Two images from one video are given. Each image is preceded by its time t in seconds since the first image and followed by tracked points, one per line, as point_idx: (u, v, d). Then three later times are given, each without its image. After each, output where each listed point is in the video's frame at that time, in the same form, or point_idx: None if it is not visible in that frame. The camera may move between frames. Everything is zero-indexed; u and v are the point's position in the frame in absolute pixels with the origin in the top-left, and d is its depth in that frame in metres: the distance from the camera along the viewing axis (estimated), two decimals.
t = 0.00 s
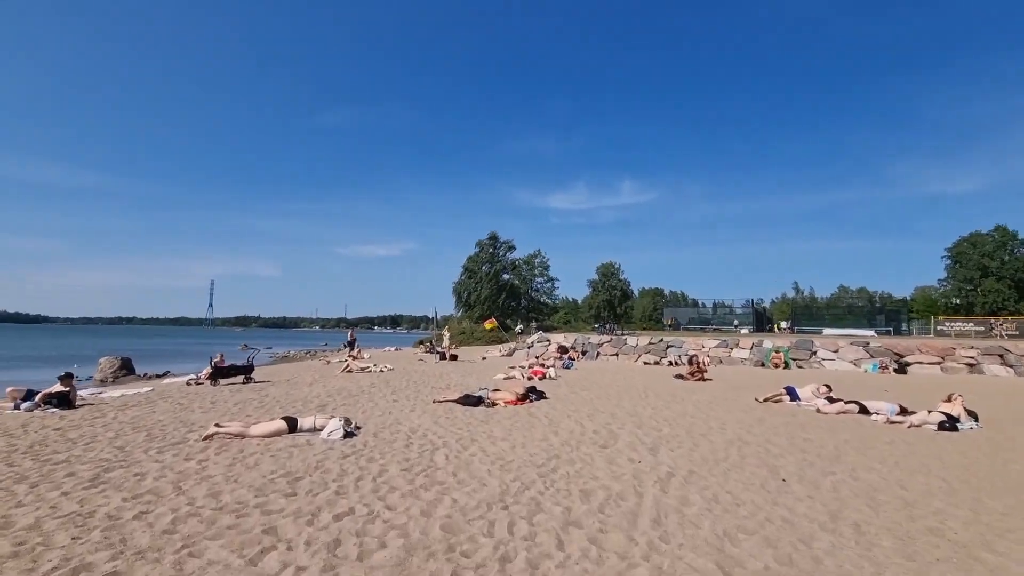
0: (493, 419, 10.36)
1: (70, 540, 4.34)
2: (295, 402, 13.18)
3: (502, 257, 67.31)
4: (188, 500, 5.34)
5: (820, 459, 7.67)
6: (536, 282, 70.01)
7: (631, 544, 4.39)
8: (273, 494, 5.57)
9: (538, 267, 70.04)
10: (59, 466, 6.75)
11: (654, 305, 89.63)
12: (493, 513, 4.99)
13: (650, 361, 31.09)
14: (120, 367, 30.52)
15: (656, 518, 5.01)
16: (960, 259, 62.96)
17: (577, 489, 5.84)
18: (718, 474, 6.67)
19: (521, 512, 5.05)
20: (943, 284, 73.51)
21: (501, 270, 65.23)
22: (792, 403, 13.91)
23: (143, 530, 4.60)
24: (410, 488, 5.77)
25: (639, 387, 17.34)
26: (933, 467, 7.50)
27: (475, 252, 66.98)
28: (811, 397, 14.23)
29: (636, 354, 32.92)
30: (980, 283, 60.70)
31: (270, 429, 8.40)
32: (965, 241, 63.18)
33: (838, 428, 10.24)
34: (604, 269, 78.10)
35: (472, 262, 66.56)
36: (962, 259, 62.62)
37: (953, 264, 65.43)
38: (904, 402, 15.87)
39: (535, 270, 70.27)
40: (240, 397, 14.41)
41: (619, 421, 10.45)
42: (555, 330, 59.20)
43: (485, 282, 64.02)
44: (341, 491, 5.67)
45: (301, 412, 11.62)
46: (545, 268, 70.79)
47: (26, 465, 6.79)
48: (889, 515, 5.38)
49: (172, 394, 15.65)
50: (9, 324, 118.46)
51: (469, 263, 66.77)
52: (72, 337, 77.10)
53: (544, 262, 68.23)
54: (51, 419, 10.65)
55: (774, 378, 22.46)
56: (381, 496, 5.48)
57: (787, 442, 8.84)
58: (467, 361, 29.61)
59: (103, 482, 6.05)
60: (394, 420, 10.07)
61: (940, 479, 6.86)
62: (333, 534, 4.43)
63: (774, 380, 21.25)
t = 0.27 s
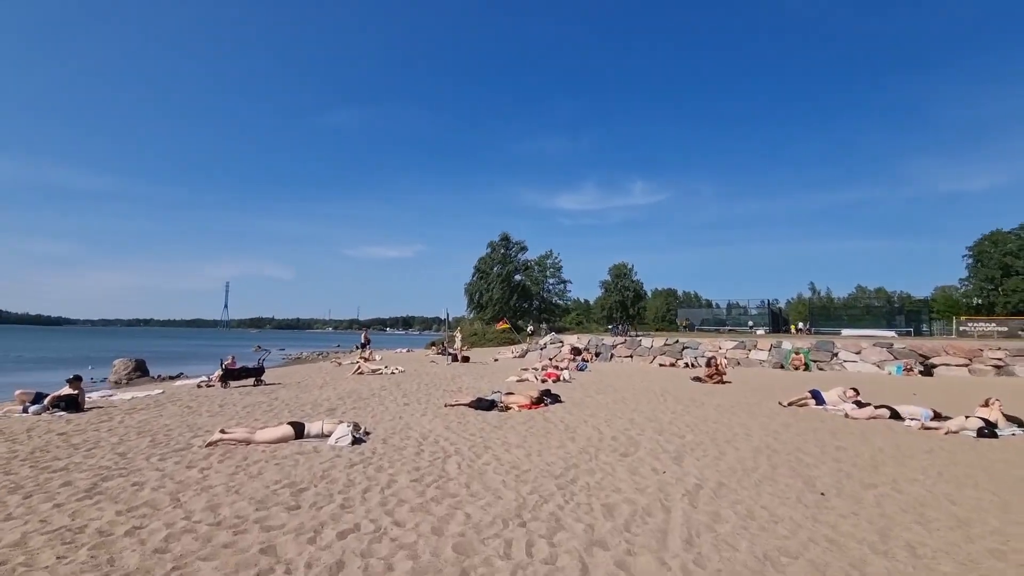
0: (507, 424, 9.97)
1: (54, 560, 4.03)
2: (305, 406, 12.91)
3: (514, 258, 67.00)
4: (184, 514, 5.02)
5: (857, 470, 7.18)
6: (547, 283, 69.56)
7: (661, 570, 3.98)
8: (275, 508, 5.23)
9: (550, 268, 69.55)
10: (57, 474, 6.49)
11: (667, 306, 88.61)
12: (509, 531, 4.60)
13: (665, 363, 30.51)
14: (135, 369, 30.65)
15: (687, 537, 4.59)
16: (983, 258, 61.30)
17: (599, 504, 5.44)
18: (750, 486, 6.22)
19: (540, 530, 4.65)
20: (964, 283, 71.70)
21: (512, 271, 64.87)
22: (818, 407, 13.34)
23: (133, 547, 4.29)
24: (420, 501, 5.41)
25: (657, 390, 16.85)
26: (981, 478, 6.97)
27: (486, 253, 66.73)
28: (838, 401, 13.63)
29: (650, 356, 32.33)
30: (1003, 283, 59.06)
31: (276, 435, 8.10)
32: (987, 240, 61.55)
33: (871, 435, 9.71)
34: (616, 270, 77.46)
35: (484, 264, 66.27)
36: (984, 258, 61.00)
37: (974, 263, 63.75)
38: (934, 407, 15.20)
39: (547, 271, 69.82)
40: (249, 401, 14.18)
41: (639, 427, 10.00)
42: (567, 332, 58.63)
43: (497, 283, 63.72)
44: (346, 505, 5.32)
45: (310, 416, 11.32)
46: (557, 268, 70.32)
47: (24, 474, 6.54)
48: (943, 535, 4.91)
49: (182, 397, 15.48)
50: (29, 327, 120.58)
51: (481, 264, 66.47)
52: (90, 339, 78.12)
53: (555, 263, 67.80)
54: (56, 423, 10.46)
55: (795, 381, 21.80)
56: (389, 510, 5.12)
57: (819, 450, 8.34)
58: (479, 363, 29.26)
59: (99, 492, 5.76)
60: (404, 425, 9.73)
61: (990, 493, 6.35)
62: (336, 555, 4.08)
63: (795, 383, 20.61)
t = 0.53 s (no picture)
0: (510, 431, 9.56)
1: None
2: (303, 411, 12.55)
3: (518, 261, 66.59)
4: (161, 532, 4.65)
5: (884, 481, 6.74)
6: (552, 285, 69.09)
7: None
8: (259, 525, 4.86)
9: (554, 271, 69.13)
10: (33, 486, 6.14)
11: (672, 308, 87.99)
12: (512, 552, 4.21)
13: (672, 366, 30.03)
14: (136, 373, 30.40)
15: (707, 559, 4.19)
16: (993, 258, 60.47)
17: (609, 520, 5.04)
18: (770, 499, 5.81)
19: (545, 551, 4.25)
20: (974, 284, 70.73)
21: (517, 273, 64.45)
22: (834, 412, 12.85)
23: (100, 571, 3.91)
24: (415, 517, 5.02)
25: (665, 394, 16.40)
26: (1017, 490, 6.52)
27: (490, 256, 66.32)
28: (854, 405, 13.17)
29: (657, 358, 31.85)
30: (1014, 283, 58.13)
31: (268, 443, 7.74)
32: (998, 240, 60.64)
33: (893, 442, 9.24)
34: (621, 272, 76.91)
35: (487, 266, 65.85)
36: (995, 258, 60.11)
37: (985, 263, 62.83)
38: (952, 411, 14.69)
39: (551, 273, 69.37)
40: (247, 406, 13.82)
41: (649, 434, 9.56)
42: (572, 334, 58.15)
43: (501, 286, 63.30)
44: (336, 522, 4.94)
45: (307, 422, 10.95)
46: (561, 271, 69.85)
47: None
48: (987, 555, 4.49)
49: (179, 402, 15.15)
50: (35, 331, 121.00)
51: (485, 267, 66.10)
52: (96, 343, 78.19)
53: (560, 265, 67.35)
54: (45, 431, 10.13)
55: (806, 384, 21.29)
56: (381, 528, 4.73)
57: (840, 459, 7.89)
58: (483, 367, 28.87)
59: (74, 507, 5.40)
60: (404, 432, 9.33)
61: None
62: None
63: (807, 386, 20.11)
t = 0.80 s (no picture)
0: (512, 438, 9.12)
1: None
2: (297, 416, 12.14)
3: (521, 263, 66.18)
4: (124, 555, 4.23)
5: (912, 493, 6.27)
6: (555, 287, 68.63)
7: None
8: (234, 546, 4.43)
9: (558, 273, 68.68)
10: None
11: (676, 311, 87.40)
12: None
13: (677, 368, 29.53)
14: (135, 377, 30.08)
15: None
16: (1002, 259, 59.77)
17: (618, 540, 4.60)
18: (791, 514, 5.35)
19: None
20: (983, 285, 69.92)
21: (520, 275, 64.03)
22: (849, 417, 12.36)
23: None
24: (405, 537, 4.59)
25: (672, 398, 15.93)
26: None
27: (493, 258, 65.90)
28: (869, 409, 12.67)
29: (662, 361, 31.35)
30: None
31: (255, 452, 7.33)
32: (1007, 240, 59.90)
33: (917, 450, 8.75)
34: (625, 274, 76.42)
35: (491, 268, 65.43)
36: (1004, 259, 59.35)
37: (994, 264, 62.08)
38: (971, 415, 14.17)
39: (555, 275, 68.92)
40: (241, 411, 13.40)
41: (657, 440, 9.10)
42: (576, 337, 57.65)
43: (504, 288, 62.90)
44: (319, 542, 4.51)
45: (301, 427, 10.53)
46: (565, 273, 69.38)
47: None
48: None
49: (173, 407, 14.77)
50: (39, 335, 121.14)
51: (488, 269, 65.67)
52: (99, 347, 78.13)
53: (564, 267, 66.91)
54: (29, 438, 9.74)
55: (816, 387, 20.78)
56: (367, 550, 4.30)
57: (862, 468, 7.42)
58: (485, 370, 28.43)
59: (38, 524, 4.99)
60: (399, 440, 8.90)
61: None
62: None
63: (817, 390, 19.60)
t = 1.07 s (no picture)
0: (519, 444, 8.71)
1: None
2: (296, 420, 11.77)
3: (526, 263, 65.77)
4: None
5: (952, 508, 5.80)
6: (561, 288, 68.18)
7: None
8: (214, 569, 4.02)
9: (563, 274, 68.24)
10: None
11: (682, 312, 86.75)
12: None
13: (685, 370, 29.03)
14: (138, 379, 29.84)
15: None
16: (1013, 260, 58.96)
17: (637, 563, 4.16)
18: (825, 532, 4.90)
19: None
20: (994, 285, 69.01)
21: (525, 276, 63.63)
22: (869, 421, 11.87)
23: None
24: (403, 559, 4.16)
25: (683, 401, 15.47)
26: None
27: (498, 259, 65.49)
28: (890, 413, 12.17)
29: (670, 363, 30.85)
30: None
31: (247, 460, 6.94)
32: (1019, 240, 59.03)
33: (948, 457, 8.26)
34: (630, 275, 75.90)
35: (495, 269, 65.05)
36: (1016, 259, 58.50)
37: (1005, 264, 61.22)
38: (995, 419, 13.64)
39: (560, 276, 68.46)
40: (240, 414, 13.05)
41: (671, 447, 8.65)
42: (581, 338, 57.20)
43: (509, 289, 62.51)
44: (308, 564, 4.09)
45: (299, 432, 10.15)
46: (570, 274, 68.92)
47: None
48: None
49: (171, 410, 14.44)
50: (46, 336, 121.66)
51: (492, 270, 65.30)
52: (106, 348, 78.35)
53: (569, 268, 66.45)
54: (17, 443, 9.38)
55: (830, 390, 20.26)
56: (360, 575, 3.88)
57: (893, 478, 6.95)
58: (490, 371, 28.03)
59: (6, 541, 4.60)
60: (400, 446, 8.49)
61: None
62: None
63: (832, 393, 19.07)
